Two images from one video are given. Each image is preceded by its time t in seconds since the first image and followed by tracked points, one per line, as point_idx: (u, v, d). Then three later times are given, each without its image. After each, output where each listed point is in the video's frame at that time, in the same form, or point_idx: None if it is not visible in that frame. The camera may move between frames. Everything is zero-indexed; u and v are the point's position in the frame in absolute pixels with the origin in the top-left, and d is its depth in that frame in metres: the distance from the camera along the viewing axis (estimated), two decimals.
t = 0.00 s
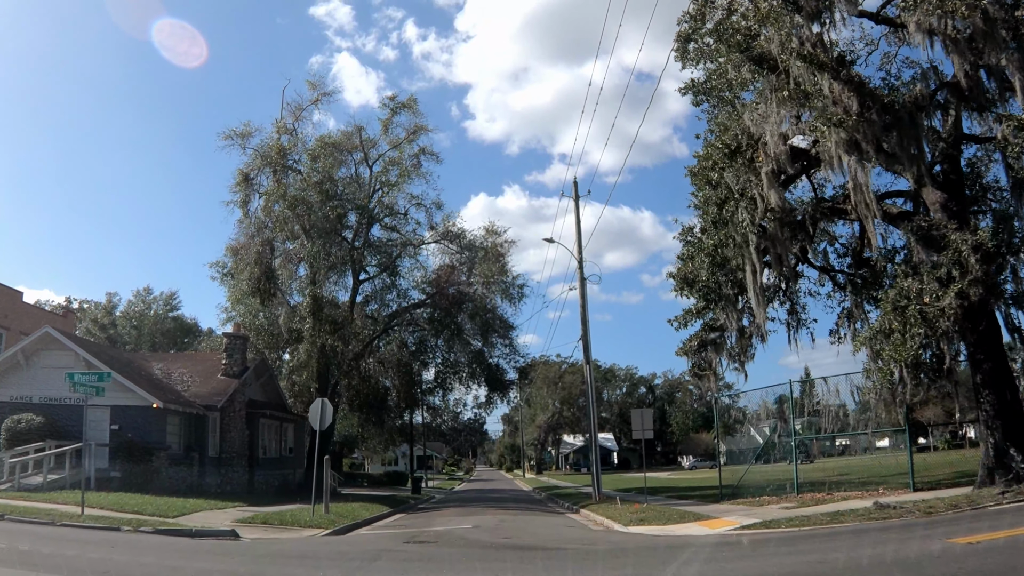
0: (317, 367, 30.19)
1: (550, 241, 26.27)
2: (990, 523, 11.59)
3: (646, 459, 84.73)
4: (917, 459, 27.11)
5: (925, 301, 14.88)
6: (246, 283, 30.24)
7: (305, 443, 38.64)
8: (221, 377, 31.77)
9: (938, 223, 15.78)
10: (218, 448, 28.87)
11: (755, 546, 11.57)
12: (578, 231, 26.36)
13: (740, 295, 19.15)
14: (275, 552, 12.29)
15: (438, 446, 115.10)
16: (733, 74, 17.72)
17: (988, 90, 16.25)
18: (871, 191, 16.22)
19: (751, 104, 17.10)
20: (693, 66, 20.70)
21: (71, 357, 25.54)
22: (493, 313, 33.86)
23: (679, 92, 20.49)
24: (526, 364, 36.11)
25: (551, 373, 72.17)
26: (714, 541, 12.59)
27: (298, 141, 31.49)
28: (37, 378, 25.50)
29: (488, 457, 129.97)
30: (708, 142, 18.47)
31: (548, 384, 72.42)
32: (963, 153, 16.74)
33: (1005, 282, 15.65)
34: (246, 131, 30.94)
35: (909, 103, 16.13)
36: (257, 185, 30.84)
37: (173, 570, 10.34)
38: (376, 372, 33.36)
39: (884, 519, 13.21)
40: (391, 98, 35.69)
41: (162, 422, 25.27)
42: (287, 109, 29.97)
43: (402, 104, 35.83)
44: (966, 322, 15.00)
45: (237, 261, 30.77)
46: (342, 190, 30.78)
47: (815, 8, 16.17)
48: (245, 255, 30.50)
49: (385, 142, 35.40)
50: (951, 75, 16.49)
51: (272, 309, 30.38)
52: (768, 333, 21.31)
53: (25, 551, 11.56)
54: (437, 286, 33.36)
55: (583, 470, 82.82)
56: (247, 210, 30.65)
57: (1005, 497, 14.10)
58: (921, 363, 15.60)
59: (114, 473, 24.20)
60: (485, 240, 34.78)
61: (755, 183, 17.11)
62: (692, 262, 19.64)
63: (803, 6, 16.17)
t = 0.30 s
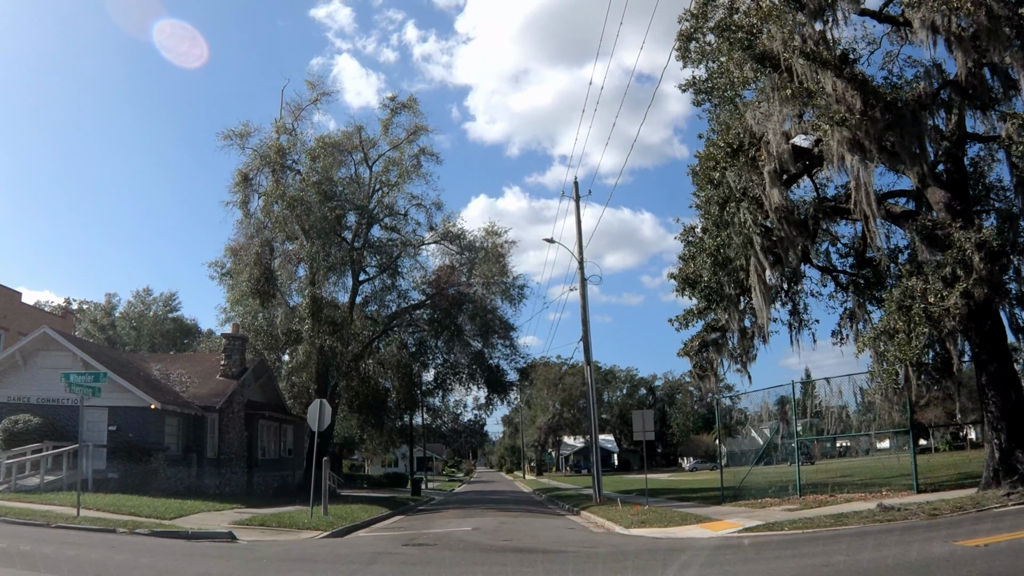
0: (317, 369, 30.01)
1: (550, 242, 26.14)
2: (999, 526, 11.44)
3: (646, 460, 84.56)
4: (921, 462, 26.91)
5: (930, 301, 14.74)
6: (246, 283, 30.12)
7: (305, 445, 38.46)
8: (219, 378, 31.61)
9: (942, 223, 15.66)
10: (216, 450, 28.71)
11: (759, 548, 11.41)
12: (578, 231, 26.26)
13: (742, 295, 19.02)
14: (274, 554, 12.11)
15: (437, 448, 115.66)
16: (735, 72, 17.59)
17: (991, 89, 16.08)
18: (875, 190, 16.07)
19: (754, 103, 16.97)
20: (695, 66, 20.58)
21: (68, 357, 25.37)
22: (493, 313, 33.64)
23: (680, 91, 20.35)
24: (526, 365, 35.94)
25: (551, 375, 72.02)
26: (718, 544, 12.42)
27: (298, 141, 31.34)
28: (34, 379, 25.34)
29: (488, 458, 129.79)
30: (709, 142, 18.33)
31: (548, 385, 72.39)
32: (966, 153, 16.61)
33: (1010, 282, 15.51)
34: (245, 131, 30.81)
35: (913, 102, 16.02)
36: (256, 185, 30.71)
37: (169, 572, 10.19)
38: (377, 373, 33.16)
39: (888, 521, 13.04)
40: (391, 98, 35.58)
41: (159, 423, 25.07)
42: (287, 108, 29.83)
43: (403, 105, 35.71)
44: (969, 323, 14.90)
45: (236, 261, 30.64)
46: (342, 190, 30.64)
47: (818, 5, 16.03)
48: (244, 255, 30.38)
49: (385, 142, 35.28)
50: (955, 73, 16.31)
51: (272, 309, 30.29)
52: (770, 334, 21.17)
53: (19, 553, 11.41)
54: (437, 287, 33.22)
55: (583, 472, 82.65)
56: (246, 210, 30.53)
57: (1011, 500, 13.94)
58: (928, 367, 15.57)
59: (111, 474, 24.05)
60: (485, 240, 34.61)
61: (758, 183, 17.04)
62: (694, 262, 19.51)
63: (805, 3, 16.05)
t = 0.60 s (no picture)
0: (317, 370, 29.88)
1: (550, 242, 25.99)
2: (1005, 528, 11.31)
3: (647, 462, 84.38)
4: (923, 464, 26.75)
5: (933, 301, 14.62)
6: (245, 284, 30.02)
7: (304, 446, 38.34)
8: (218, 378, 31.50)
9: (945, 223, 15.53)
10: (216, 451, 28.59)
11: (763, 551, 11.28)
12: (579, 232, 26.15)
13: (744, 296, 18.90)
14: (271, 557, 11.99)
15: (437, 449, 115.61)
16: (737, 71, 17.46)
17: (995, 87, 15.95)
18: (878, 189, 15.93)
19: (756, 102, 16.86)
20: (696, 66, 20.46)
21: (67, 358, 25.25)
22: (493, 314, 33.52)
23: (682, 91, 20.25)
24: (527, 366, 35.81)
25: (552, 376, 71.91)
26: (720, 546, 12.29)
27: (297, 141, 31.24)
28: (32, 379, 25.22)
29: (488, 459, 129.62)
30: (711, 141, 18.22)
31: (549, 386, 72.36)
32: (969, 152, 16.48)
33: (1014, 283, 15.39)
34: (245, 131, 30.71)
35: (916, 100, 15.90)
36: (256, 185, 30.60)
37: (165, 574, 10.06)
38: (377, 374, 33.01)
39: (892, 523, 12.91)
40: (391, 98, 35.47)
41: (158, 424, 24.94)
42: (286, 107, 29.73)
43: (403, 105, 35.61)
44: (973, 323, 14.78)
45: (236, 261, 30.53)
46: (342, 190, 30.53)
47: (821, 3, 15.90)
48: (244, 255, 30.27)
49: (385, 142, 35.18)
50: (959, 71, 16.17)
51: (272, 310, 30.19)
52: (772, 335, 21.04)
53: (14, 554, 11.29)
54: (437, 287, 33.11)
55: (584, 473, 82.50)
56: (246, 211, 30.43)
57: (1016, 501, 13.81)
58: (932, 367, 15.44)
59: (111, 475, 23.95)
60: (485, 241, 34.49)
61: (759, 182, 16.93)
62: (695, 262, 19.39)
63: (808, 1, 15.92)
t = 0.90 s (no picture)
0: (317, 371, 29.78)
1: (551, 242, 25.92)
2: (1009, 529, 11.23)
3: (647, 463, 84.25)
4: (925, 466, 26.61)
5: (935, 301, 14.57)
6: (245, 284, 29.95)
7: (304, 447, 38.23)
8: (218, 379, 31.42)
9: (948, 223, 15.46)
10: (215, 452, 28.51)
11: (765, 553, 11.20)
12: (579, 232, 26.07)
13: (745, 296, 18.83)
14: (269, 559, 11.89)
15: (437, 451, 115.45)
16: (739, 71, 17.37)
17: (997, 87, 15.87)
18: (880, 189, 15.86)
19: (757, 102, 16.79)
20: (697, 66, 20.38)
21: (66, 358, 25.17)
22: (494, 315, 33.42)
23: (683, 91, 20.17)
24: (527, 367, 35.71)
25: (552, 377, 71.85)
26: (721, 548, 12.21)
27: (297, 141, 31.18)
28: (31, 380, 25.13)
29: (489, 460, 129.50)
30: (712, 141, 18.15)
31: (548, 387, 72.39)
32: (972, 152, 16.40)
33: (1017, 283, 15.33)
34: (244, 131, 30.65)
35: (918, 99, 15.83)
36: (256, 186, 30.53)
37: None
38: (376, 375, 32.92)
39: (894, 525, 12.83)
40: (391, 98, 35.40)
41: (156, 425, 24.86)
42: (287, 107, 29.67)
43: (403, 105, 35.55)
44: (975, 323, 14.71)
45: (236, 262, 30.45)
46: (342, 190, 30.47)
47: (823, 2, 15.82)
48: (243, 255, 30.20)
49: (386, 143, 35.12)
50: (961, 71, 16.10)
51: (272, 310, 30.13)
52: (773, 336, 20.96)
53: (10, 556, 11.22)
54: (437, 288, 33.03)
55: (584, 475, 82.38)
56: (245, 211, 30.37)
57: (1018, 503, 13.73)
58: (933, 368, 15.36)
59: (110, 476, 23.88)
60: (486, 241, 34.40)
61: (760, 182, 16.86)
62: (695, 263, 19.30)
63: None
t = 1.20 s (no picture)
0: (320, 372, 29.77)
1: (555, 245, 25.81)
2: (1014, 532, 11.18)
3: (650, 466, 84.13)
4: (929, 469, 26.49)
5: (939, 304, 14.56)
6: (248, 285, 29.98)
7: (306, 448, 38.23)
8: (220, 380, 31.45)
9: (952, 224, 15.42)
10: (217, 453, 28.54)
11: (768, 555, 11.16)
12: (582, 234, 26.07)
13: (748, 298, 18.81)
14: (270, 560, 11.86)
15: (441, 453, 115.34)
16: (742, 72, 17.33)
17: (1002, 88, 15.81)
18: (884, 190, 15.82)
19: (761, 103, 16.77)
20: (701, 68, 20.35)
21: (69, 359, 25.19)
22: (497, 316, 33.39)
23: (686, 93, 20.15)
24: (529, 369, 35.67)
25: (555, 379, 71.83)
26: (724, 550, 12.18)
27: (300, 143, 31.22)
28: (35, 381, 25.16)
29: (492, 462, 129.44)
30: (715, 142, 18.12)
31: (551, 390, 72.41)
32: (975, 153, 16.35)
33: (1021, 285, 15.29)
34: (247, 132, 30.69)
35: (922, 101, 15.78)
36: (259, 187, 30.56)
37: None
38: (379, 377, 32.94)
39: (898, 528, 12.78)
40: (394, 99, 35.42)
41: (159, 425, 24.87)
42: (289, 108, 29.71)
43: (406, 106, 35.57)
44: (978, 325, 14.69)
45: (239, 263, 30.49)
46: (344, 191, 30.49)
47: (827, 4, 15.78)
48: (246, 256, 30.22)
49: (388, 144, 35.15)
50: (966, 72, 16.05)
51: (275, 312, 30.15)
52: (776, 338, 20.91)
53: (12, 556, 11.22)
54: (440, 289, 33.02)
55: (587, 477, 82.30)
56: (248, 212, 30.40)
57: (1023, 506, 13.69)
58: (937, 370, 15.31)
59: (112, 476, 23.90)
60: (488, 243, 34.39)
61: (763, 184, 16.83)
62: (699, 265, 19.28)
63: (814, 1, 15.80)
